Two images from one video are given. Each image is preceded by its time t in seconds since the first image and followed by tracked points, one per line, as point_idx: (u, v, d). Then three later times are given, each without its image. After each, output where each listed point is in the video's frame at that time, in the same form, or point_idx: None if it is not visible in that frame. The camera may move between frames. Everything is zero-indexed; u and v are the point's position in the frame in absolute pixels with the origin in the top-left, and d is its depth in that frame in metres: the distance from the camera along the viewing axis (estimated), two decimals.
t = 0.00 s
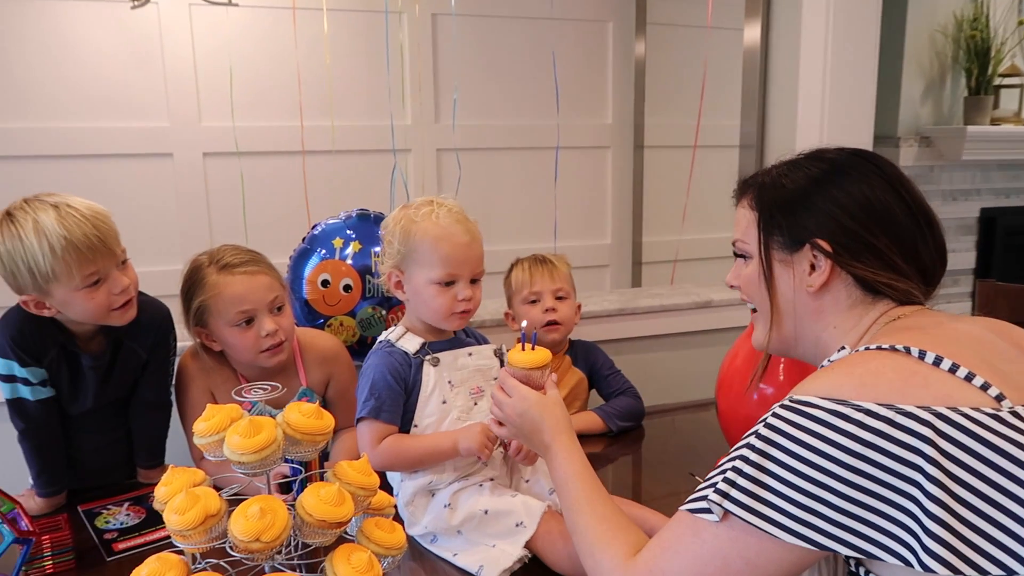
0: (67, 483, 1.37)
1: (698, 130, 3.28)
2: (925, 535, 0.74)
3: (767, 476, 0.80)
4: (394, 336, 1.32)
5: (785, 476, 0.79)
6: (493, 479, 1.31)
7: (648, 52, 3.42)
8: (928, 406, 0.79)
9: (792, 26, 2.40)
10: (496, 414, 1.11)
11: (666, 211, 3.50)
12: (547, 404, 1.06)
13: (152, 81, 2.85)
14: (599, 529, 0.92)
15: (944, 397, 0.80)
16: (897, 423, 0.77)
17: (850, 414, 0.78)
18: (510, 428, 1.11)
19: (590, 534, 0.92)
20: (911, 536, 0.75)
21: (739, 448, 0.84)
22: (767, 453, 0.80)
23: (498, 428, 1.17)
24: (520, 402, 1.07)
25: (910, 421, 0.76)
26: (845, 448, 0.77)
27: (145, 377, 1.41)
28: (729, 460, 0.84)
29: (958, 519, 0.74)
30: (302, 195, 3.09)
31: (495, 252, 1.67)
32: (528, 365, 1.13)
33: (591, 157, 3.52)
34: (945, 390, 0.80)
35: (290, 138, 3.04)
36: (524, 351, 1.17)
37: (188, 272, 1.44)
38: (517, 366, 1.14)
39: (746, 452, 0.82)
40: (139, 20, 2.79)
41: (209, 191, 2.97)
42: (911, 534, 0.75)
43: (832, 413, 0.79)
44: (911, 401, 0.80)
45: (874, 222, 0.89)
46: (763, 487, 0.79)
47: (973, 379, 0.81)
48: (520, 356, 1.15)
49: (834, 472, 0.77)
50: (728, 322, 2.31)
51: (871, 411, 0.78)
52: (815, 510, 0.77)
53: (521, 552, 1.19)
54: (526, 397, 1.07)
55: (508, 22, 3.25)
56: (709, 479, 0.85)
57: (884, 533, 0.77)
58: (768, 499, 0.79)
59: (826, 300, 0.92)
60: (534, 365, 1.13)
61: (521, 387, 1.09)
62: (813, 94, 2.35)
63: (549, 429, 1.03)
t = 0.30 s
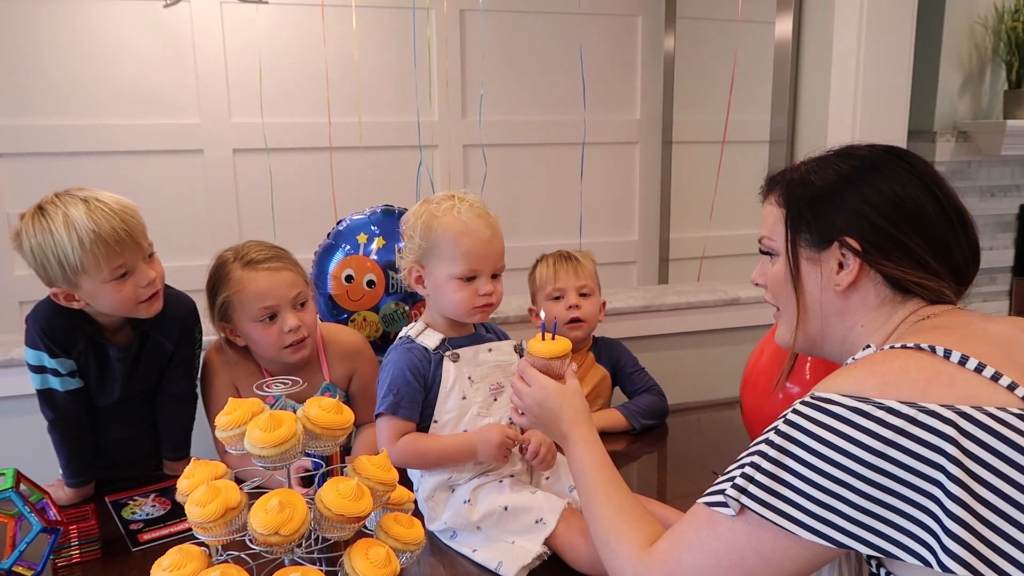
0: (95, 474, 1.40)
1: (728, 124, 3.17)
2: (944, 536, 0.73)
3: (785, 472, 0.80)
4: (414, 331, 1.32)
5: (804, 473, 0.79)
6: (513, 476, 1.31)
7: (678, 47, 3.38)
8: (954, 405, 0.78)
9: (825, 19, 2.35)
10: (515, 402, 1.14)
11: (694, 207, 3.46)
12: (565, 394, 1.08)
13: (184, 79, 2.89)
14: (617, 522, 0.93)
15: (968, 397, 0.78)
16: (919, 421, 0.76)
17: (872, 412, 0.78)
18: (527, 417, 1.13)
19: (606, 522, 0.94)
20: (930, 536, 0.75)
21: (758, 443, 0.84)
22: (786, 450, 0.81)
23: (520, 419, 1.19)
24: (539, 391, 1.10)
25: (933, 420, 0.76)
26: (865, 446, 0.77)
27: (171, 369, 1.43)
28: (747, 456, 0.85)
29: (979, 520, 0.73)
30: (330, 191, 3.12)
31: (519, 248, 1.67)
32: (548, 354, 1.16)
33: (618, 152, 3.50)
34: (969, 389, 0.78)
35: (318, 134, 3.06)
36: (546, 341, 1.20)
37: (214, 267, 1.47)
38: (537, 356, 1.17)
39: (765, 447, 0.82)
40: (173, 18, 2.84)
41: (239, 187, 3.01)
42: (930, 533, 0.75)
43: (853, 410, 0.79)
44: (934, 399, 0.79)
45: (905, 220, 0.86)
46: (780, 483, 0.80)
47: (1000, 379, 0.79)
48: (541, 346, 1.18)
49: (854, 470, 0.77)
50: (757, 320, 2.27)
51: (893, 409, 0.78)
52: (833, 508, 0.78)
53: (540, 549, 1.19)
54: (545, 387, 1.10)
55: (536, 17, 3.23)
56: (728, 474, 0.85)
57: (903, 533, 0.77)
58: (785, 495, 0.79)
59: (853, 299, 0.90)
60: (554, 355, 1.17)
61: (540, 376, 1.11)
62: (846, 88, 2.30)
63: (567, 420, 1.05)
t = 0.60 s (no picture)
0: (103, 466, 1.41)
1: (740, 119, 3.13)
2: (954, 533, 0.72)
3: (792, 466, 0.79)
4: (420, 327, 1.34)
5: (811, 467, 0.78)
6: (519, 472, 1.30)
7: (690, 41, 3.35)
8: (966, 400, 0.76)
9: (840, 12, 2.32)
10: (519, 395, 1.13)
11: (706, 202, 3.43)
12: (571, 388, 1.07)
13: (195, 73, 2.90)
14: (621, 516, 0.93)
15: (980, 394, 0.77)
16: (930, 415, 0.74)
17: (882, 406, 0.76)
18: (532, 410, 1.13)
19: (610, 515, 0.93)
20: (940, 533, 0.73)
21: (766, 436, 0.83)
22: (794, 443, 0.79)
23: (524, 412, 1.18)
24: (544, 384, 1.08)
25: (945, 414, 0.74)
26: (875, 440, 0.75)
27: (177, 360, 1.43)
28: (754, 449, 0.83)
29: (989, 517, 0.72)
30: (340, 185, 3.12)
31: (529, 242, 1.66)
32: (553, 347, 1.15)
33: (629, 147, 3.48)
34: (982, 386, 0.77)
35: (328, 128, 3.06)
36: (551, 333, 1.19)
37: (221, 261, 1.47)
38: (543, 349, 1.16)
39: (774, 441, 0.81)
40: (185, 13, 2.84)
41: (250, 180, 3.02)
42: (940, 530, 0.73)
43: (862, 404, 0.77)
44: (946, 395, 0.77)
45: (919, 215, 0.84)
46: (787, 477, 0.78)
47: (1014, 375, 0.77)
48: (547, 338, 1.17)
49: (862, 465, 0.76)
50: (768, 316, 2.25)
51: (904, 403, 0.76)
52: (840, 503, 0.76)
53: (547, 546, 1.18)
54: (550, 379, 1.08)
55: (547, 10, 3.22)
56: (734, 467, 0.84)
57: (911, 529, 0.75)
58: (792, 489, 0.78)
59: (865, 295, 0.88)
60: (560, 348, 1.16)
61: (546, 368, 1.10)
62: (860, 81, 2.26)
63: (572, 412, 1.05)
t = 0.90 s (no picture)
0: (99, 462, 1.40)
1: (745, 113, 3.12)
2: (962, 540, 0.70)
3: (796, 470, 0.76)
4: (418, 323, 1.33)
5: (816, 471, 0.76)
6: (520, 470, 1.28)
7: (696, 36, 3.32)
8: (976, 404, 0.74)
9: (847, 5, 2.29)
10: (518, 395, 1.11)
11: (710, 198, 3.40)
12: (569, 386, 1.05)
13: (196, 68, 2.88)
14: (619, 518, 0.91)
15: (992, 397, 0.74)
16: (937, 419, 0.72)
17: (889, 409, 0.74)
18: (529, 409, 1.11)
19: (609, 517, 0.91)
20: (947, 539, 0.72)
21: (769, 439, 0.80)
22: (798, 447, 0.77)
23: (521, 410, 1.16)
24: (542, 383, 1.06)
25: (953, 419, 0.72)
26: (881, 445, 0.73)
27: (174, 355, 1.42)
28: (756, 453, 0.81)
29: (998, 524, 0.70)
30: (342, 179, 3.10)
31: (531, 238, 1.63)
32: (552, 345, 1.13)
33: (633, 142, 3.45)
34: (992, 390, 0.74)
35: (330, 122, 3.03)
36: (548, 332, 1.17)
37: (217, 257, 1.45)
38: (540, 348, 1.14)
39: (777, 445, 0.78)
40: (186, 6, 2.82)
41: (251, 175, 3.00)
42: (948, 537, 0.71)
43: (868, 407, 0.75)
44: (952, 397, 0.75)
45: (929, 211, 0.82)
46: (790, 482, 0.76)
47: None
48: (543, 337, 1.15)
49: (867, 470, 0.74)
50: (773, 313, 2.22)
51: (911, 406, 0.74)
52: (844, 508, 0.74)
53: (547, 546, 1.16)
54: (547, 378, 1.06)
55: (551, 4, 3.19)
56: (736, 469, 0.82)
57: (917, 536, 0.73)
58: (795, 494, 0.76)
59: (872, 294, 0.85)
60: (557, 347, 1.14)
61: (543, 367, 1.08)
62: (868, 75, 2.23)
63: (570, 411, 1.02)
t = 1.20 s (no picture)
0: (98, 451, 1.38)
1: (752, 100, 2.95)
2: (971, 537, 0.68)
3: (801, 462, 0.74)
4: (418, 311, 1.31)
5: (821, 463, 0.74)
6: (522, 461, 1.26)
7: (702, 21, 3.28)
8: (988, 398, 0.71)
9: None
10: (515, 384, 1.09)
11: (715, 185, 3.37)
12: (566, 374, 1.03)
13: (196, 52, 2.85)
14: (618, 508, 0.88)
15: (1005, 390, 0.72)
16: (947, 412, 0.70)
17: (897, 402, 0.72)
18: (527, 399, 1.09)
19: (607, 507, 0.89)
20: (955, 535, 0.69)
21: (773, 429, 0.78)
22: (802, 439, 0.75)
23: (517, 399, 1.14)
24: (538, 372, 1.05)
25: (964, 412, 0.70)
26: (888, 438, 0.71)
27: (173, 342, 1.40)
28: (760, 444, 0.79)
29: (1010, 522, 0.67)
30: (343, 165, 3.07)
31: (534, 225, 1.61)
32: (548, 334, 1.11)
33: (639, 128, 3.41)
34: (1005, 382, 0.72)
35: (331, 108, 3.00)
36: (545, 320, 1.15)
37: (217, 242, 1.43)
38: (538, 336, 1.13)
39: (781, 436, 0.76)
40: None
41: (253, 161, 2.97)
42: (956, 534, 0.69)
43: (875, 399, 0.73)
44: (963, 390, 0.72)
45: (941, 199, 0.78)
46: (794, 474, 0.74)
47: None
48: (541, 325, 1.13)
49: (875, 464, 0.71)
50: (780, 302, 2.19)
51: (921, 398, 0.71)
52: (850, 502, 0.72)
53: (550, 538, 1.14)
54: (544, 367, 1.04)
55: None
56: (739, 460, 0.80)
57: (926, 531, 0.71)
58: (799, 487, 0.74)
59: (883, 284, 0.82)
60: (554, 335, 1.12)
61: (540, 356, 1.06)
62: (877, 60, 2.18)
63: (567, 400, 1.00)
